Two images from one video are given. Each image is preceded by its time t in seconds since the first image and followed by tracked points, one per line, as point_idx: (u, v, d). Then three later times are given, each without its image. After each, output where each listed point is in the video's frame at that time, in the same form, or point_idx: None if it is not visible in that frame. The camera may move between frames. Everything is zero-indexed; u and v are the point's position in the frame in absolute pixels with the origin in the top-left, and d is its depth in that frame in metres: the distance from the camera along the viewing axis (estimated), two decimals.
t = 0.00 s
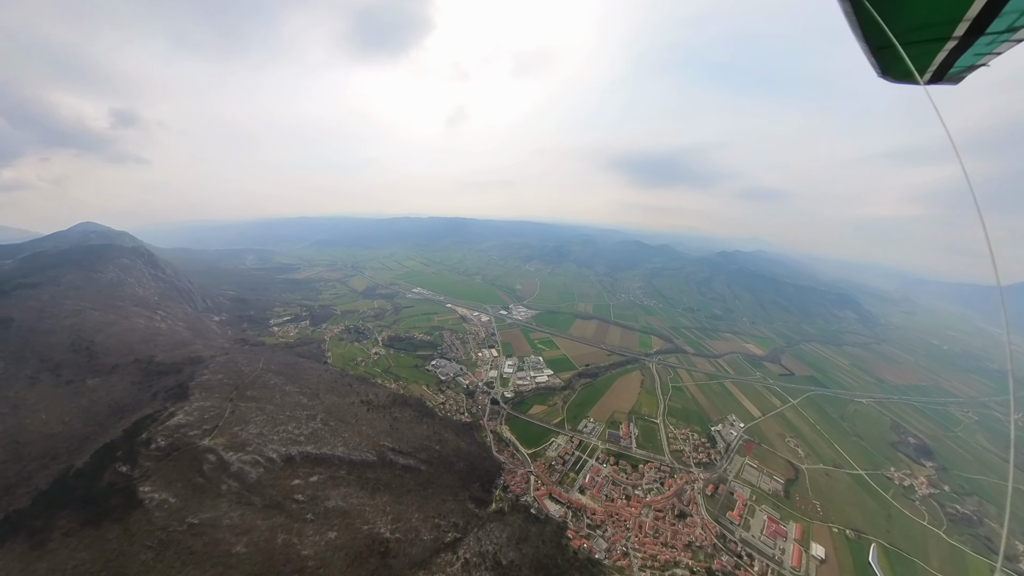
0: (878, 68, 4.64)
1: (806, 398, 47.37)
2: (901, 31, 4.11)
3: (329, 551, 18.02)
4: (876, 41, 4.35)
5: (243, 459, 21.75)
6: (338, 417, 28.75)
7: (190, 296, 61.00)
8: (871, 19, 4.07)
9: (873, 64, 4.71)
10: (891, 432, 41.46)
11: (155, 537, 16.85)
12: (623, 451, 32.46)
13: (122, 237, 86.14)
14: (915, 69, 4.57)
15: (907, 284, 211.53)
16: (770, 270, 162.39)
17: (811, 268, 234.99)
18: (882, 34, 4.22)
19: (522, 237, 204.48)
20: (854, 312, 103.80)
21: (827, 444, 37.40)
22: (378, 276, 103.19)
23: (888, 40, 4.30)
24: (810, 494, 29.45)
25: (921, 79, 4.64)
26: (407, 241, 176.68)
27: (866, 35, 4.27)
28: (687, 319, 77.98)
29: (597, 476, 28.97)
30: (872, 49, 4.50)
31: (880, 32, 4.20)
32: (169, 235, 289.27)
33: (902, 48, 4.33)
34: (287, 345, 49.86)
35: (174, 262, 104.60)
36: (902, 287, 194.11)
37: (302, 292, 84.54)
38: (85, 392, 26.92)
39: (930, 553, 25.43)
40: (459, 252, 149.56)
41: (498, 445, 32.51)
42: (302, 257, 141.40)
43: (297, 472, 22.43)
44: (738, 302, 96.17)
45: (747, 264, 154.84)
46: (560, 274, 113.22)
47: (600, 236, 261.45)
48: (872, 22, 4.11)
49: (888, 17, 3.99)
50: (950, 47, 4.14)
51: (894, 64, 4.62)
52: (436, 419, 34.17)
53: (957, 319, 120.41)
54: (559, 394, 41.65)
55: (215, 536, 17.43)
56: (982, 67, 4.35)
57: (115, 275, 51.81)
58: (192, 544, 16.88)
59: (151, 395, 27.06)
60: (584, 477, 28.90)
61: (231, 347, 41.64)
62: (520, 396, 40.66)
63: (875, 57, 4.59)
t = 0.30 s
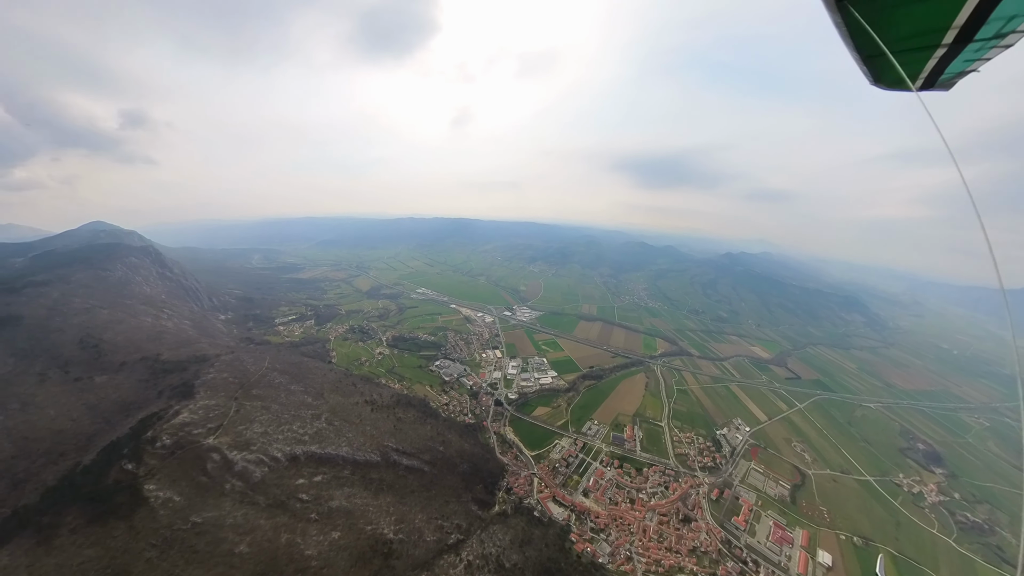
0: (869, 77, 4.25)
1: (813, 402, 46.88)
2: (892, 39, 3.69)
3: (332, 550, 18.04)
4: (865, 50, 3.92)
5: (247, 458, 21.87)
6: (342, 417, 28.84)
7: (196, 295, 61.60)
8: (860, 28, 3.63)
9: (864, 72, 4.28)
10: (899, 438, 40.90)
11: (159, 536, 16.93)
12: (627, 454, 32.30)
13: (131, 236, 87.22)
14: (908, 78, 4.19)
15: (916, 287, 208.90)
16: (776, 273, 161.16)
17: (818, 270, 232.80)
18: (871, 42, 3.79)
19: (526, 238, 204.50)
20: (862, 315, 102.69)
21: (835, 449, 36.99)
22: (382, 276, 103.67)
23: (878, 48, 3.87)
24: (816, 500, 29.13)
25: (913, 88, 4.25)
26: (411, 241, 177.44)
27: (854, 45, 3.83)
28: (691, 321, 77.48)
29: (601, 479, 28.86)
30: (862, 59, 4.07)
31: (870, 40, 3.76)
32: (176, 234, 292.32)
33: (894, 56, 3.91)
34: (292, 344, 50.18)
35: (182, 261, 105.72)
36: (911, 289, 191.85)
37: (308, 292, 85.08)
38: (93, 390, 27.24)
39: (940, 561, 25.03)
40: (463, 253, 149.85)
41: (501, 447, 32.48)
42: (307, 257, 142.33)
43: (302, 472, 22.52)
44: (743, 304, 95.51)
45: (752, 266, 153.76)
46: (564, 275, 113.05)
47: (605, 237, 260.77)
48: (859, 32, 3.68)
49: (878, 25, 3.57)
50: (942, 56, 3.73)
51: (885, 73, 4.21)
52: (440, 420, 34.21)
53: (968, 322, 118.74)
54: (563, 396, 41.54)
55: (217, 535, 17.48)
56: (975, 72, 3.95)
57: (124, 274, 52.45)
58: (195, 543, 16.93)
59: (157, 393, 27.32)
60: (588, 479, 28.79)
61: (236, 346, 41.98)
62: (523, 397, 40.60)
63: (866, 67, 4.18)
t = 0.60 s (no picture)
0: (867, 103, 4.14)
1: (820, 406, 46.47)
2: (888, 68, 3.58)
3: (336, 551, 18.08)
4: (864, 76, 3.79)
5: (251, 458, 21.96)
6: (347, 417, 28.91)
7: (202, 294, 62.05)
8: (859, 58, 3.48)
9: (860, 98, 4.19)
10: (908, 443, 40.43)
11: (163, 536, 17.01)
12: (632, 456, 32.14)
13: (139, 235, 88.17)
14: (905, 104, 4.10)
15: (924, 289, 206.59)
16: (782, 274, 160.08)
17: (824, 272, 231.00)
18: (869, 69, 3.66)
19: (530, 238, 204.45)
20: (869, 317, 101.76)
21: (842, 453, 36.66)
22: (387, 276, 104.04)
23: (875, 74, 3.77)
24: (823, 505, 28.86)
25: (909, 113, 4.18)
26: (416, 242, 178.03)
27: (851, 73, 3.71)
28: (696, 323, 77.05)
29: (606, 481, 28.75)
30: (860, 85, 3.97)
31: (867, 68, 3.65)
32: (182, 233, 295.06)
33: (891, 82, 3.83)
34: (297, 344, 50.42)
35: (188, 260, 106.67)
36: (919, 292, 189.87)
37: (313, 292, 85.51)
38: (99, 388, 27.50)
39: (949, 569, 24.70)
40: (468, 253, 150.10)
41: (505, 448, 32.46)
42: (312, 257, 143.08)
43: (306, 472, 22.62)
44: (748, 306, 94.88)
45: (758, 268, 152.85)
46: (568, 276, 112.92)
47: (609, 238, 260.22)
48: (860, 61, 3.53)
49: (876, 56, 3.43)
50: (936, 84, 3.66)
51: (882, 99, 4.12)
52: (444, 421, 34.23)
53: (977, 326, 117.36)
54: (567, 397, 41.45)
55: (220, 536, 17.50)
56: (969, 100, 3.89)
57: (131, 273, 52.97)
58: (196, 544, 16.94)
59: (162, 392, 27.54)
60: (592, 482, 28.66)
61: (241, 345, 42.25)
62: (528, 399, 40.54)
63: (864, 93, 4.06)
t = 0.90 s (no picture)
0: (870, 117, 4.11)
1: (828, 411, 45.84)
2: (893, 82, 3.54)
3: (340, 551, 18.13)
4: (867, 90, 3.76)
5: (257, 457, 22.11)
6: (352, 417, 29.03)
7: (209, 293, 62.73)
8: (862, 72, 3.44)
9: (864, 112, 4.17)
10: (918, 450, 39.73)
11: (168, 533, 17.14)
12: (636, 460, 31.92)
13: (149, 234, 89.52)
14: (909, 118, 4.06)
15: (936, 293, 203.14)
16: (790, 277, 158.33)
17: (833, 275, 228.11)
18: (873, 83, 3.62)
19: (535, 240, 204.63)
20: (879, 322, 100.25)
21: (851, 460, 36.13)
22: (392, 277, 104.52)
23: (879, 89, 3.73)
24: (831, 513, 28.44)
25: (913, 127, 4.14)
26: (421, 242, 178.80)
27: (855, 88, 3.68)
28: (702, 326, 76.46)
29: (610, 485, 28.57)
30: (866, 98, 3.91)
31: (871, 82, 3.61)
32: (190, 233, 298.77)
33: (895, 96, 3.80)
34: (303, 343, 50.78)
35: (197, 259, 108.06)
36: (931, 296, 186.66)
37: (319, 291, 86.12)
38: (108, 385, 27.89)
39: None
40: (473, 254, 150.30)
41: (510, 450, 32.39)
42: (318, 256, 144.17)
43: (311, 471, 22.76)
44: (755, 309, 93.93)
45: (766, 271, 151.35)
46: (573, 278, 112.67)
47: (614, 240, 259.25)
48: (863, 74, 3.50)
49: (881, 69, 3.39)
50: (940, 99, 3.61)
51: (886, 113, 4.10)
52: (448, 422, 34.24)
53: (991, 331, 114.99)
54: (572, 400, 41.27)
55: (224, 534, 17.59)
56: (973, 115, 3.85)
57: (141, 271, 53.73)
58: (200, 542, 17.04)
59: (169, 389, 27.86)
60: (597, 486, 28.49)
61: (248, 343, 42.62)
62: (532, 401, 40.44)
63: (869, 107, 4.01)
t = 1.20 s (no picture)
0: (873, 121, 4.04)
1: (838, 418, 45.05)
2: (896, 86, 3.47)
3: (344, 551, 18.17)
4: (871, 93, 3.68)
5: (263, 455, 22.31)
6: (357, 417, 29.15)
7: (218, 291, 63.57)
8: (867, 74, 3.36)
9: (869, 115, 4.08)
10: (932, 460, 38.87)
11: (172, 530, 17.29)
12: (642, 465, 31.65)
13: (161, 233, 91.05)
14: (915, 121, 3.97)
15: (951, 299, 198.90)
16: (800, 281, 156.32)
17: (844, 279, 224.53)
18: (876, 86, 3.55)
19: (541, 242, 204.50)
20: (891, 327, 98.46)
21: (861, 469, 35.45)
22: (399, 277, 105.11)
23: (882, 91, 3.65)
24: (841, 523, 27.90)
25: (917, 132, 4.06)
26: (428, 243, 179.85)
27: (858, 91, 3.60)
28: (709, 330, 75.75)
29: (615, 490, 28.35)
30: (869, 103, 3.84)
31: (875, 85, 3.53)
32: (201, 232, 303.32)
33: (899, 100, 3.72)
34: (310, 342, 51.19)
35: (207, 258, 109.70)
36: (945, 302, 182.88)
37: (326, 291, 86.89)
38: (118, 380, 28.34)
39: None
40: (479, 255, 150.66)
41: (514, 453, 32.31)
42: (325, 256, 145.51)
43: (316, 471, 22.90)
44: (764, 314, 92.81)
45: (775, 275, 149.55)
46: (579, 280, 112.35)
47: (620, 242, 258.14)
48: (868, 76, 3.41)
49: (884, 71, 3.31)
50: (946, 101, 3.53)
51: (891, 116, 4.01)
52: (452, 423, 34.27)
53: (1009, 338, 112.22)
54: (577, 403, 41.05)
55: (228, 532, 17.72)
56: (979, 117, 3.76)
57: (152, 269, 54.61)
58: (204, 539, 17.18)
59: (176, 385, 28.23)
60: (602, 490, 28.27)
61: (255, 342, 43.08)
62: (537, 403, 40.31)
63: (872, 110, 3.94)
